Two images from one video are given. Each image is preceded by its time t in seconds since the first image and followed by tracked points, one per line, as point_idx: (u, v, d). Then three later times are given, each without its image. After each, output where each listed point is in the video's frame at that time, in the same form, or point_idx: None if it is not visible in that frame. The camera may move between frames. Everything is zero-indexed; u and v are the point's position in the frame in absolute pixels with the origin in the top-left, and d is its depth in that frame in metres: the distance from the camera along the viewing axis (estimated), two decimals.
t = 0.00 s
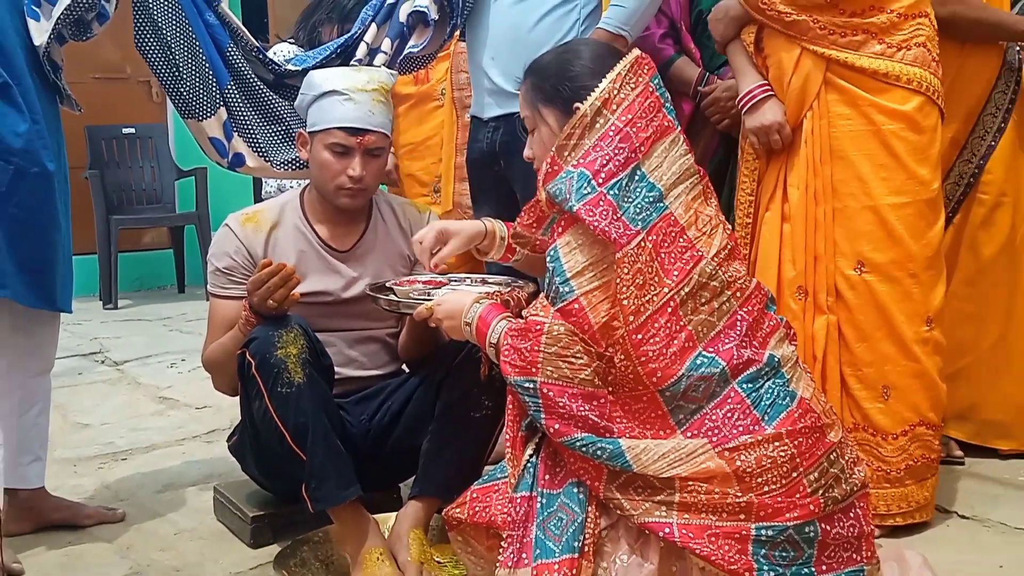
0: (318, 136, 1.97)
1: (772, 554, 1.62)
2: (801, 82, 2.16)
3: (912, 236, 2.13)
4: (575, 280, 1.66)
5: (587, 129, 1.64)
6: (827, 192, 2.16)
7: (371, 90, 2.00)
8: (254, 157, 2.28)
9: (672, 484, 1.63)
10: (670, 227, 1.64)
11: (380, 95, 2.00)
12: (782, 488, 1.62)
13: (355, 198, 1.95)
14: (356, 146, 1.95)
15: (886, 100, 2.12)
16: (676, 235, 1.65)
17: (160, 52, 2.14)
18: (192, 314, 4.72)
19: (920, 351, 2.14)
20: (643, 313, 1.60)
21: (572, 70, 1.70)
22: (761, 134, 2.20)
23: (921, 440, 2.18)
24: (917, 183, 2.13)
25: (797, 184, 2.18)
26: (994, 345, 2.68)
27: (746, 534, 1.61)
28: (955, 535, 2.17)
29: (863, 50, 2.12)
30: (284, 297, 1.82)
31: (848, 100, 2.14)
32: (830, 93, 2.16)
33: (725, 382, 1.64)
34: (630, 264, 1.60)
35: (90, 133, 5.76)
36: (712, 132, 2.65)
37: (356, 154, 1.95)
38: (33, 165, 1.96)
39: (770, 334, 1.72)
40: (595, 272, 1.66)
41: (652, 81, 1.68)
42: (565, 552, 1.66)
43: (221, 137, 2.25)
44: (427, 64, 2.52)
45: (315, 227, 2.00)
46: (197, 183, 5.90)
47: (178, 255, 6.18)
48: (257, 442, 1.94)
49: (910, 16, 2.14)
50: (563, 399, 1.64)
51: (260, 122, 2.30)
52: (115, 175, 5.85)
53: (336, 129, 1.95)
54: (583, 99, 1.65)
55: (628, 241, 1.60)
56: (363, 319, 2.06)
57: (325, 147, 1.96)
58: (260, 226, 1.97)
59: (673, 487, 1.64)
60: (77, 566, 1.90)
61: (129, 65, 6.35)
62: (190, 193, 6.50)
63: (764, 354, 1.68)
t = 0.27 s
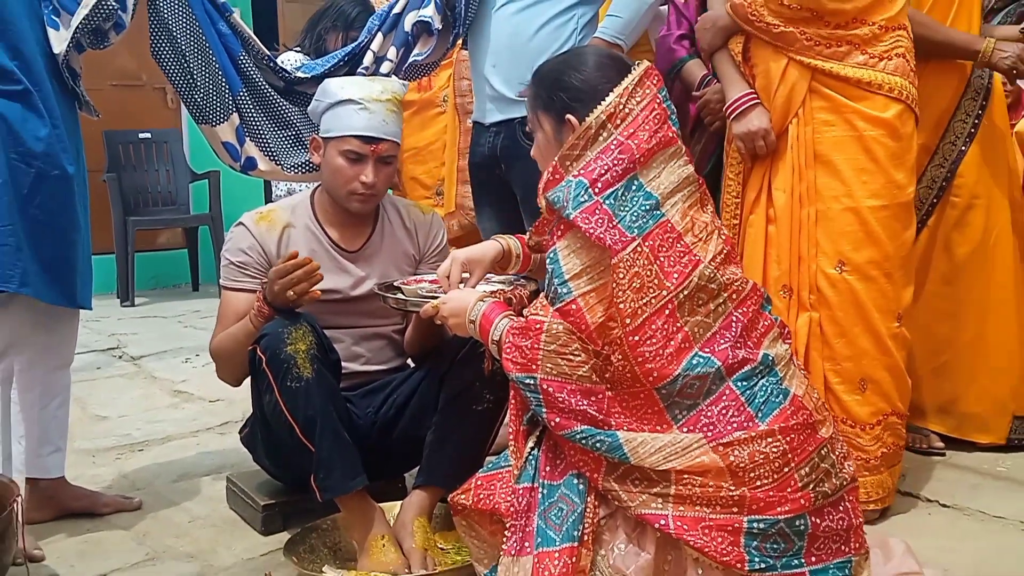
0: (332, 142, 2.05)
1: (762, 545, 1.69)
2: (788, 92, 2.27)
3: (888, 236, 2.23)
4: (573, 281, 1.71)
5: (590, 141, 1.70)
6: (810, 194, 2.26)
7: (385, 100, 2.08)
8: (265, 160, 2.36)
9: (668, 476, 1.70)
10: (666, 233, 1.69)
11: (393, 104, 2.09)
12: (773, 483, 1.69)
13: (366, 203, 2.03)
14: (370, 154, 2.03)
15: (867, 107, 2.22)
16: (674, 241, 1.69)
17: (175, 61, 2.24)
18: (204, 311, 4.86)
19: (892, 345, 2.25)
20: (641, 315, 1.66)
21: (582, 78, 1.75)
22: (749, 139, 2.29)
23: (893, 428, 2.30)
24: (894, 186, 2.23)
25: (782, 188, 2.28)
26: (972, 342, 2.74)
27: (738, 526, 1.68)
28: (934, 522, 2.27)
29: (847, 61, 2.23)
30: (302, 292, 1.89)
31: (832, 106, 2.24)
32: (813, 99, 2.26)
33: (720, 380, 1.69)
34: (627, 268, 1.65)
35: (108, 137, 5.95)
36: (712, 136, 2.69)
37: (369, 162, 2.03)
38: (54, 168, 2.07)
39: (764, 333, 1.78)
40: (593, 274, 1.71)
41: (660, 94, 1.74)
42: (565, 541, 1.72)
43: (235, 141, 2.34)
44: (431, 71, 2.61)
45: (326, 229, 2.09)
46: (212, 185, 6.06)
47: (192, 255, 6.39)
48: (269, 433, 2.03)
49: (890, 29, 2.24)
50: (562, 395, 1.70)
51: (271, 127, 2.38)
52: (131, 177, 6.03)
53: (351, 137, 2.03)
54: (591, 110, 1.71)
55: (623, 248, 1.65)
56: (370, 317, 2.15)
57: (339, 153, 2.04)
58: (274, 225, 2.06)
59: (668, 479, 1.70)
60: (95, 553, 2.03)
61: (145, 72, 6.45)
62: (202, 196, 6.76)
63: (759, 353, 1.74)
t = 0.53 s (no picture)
0: (340, 143, 2.10)
1: (750, 536, 1.75)
2: (771, 90, 2.32)
3: (868, 236, 2.29)
4: (569, 281, 1.76)
5: (593, 149, 1.74)
6: (790, 193, 2.32)
7: (392, 104, 2.14)
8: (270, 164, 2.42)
9: (659, 469, 1.75)
10: (661, 238, 1.75)
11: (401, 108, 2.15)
12: (761, 476, 1.74)
13: (372, 204, 2.10)
14: (377, 155, 2.09)
15: (843, 109, 2.29)
16: (669, 245, 1.75)
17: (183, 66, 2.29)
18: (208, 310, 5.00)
19: (873, 342, 2.32)
20: (636, 316, 1.71)
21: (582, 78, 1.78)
22: (730, 138, 2.35)
23: (873, 423, 2.37)
24: (874, 187, 2.29)
25: (764, 186, 2.34)
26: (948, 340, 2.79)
27: (727, 518, 1.73)
28: (914, 512, 2.36)
29: (826, 63, 2.29)
30: (326, 272, 1.92)
31: (810, 108, 2.30)
32: (795, 100, 2.32)
33: (712, 376, 1.74)
34: (622, 271, 1.70)
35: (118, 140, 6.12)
36: (707, 140, 2.75)
37: (376, 163, 2.09)
38: (62, 169, 2.14)
39: (755, 333, 1.83)
40: (588, 275, 1.75)
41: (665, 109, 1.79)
42: (559, 531, 1.76)
43: (240, 144, 2.38)
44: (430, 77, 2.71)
45: (331, 228, 2.17)
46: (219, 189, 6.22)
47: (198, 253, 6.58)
48: (272, 425, 2.09)
49: (871, 33, 2.31)
50: (558, 389, 1.76)
51: (276, 132, 2.43)
52: (140, 180, 6.19)
53: (360, 139, 2.08)
54: (597, 121, 1.74)
55: (617, 252, 1.70)
56: (373, 313, 2.23)
57: (347, 155, 2.09)
58: (282, 219, 2.14)
59: (660, 472, 1.75)
60: (104, 543, 2.13)
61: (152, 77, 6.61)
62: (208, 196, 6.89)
63: (749, 351, 1.79)
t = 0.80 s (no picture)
0: (353, 152, 2.25)
1: (729, 516, 1.86)
2: (753, 105, 2.50)
3: (843, 241, 2.43)
4: (560, 281, 1.89)
5: (584, 161, 1.88)
6: (770, 201, 2.49)
7: (401, 115, 2.30)
8: (285, 170, 2.62)
9: (644, 455, 1.88)
10: (647, 243, 1.88)
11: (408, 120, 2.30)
12: (738, 460, 1.86)
13: (383, 208, 2.27)
14: (386, 162, 2.24)
15: (820, 123, 2.44)
16: (654, 249, 1.88)
17: (204, 83, 2.47)
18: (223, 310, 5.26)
19: (847, 341, 2.47)
20: (622, 314, 1.84)
21: (574, 91, 1.92)
22: (716, 147, 2.51)
23: (845, 416, 2.52)
24: (850, 197, 2.43)
25: (747, 194, 2.51)
26: (915, 337, 2.95)
27: (707, 498, 1.85)
28: (882, 498, 2.54)
29: (806, 80, 2.45)
30: (360, 261, 2.08)
31: (791, 122, 2.47)
32: (777, 114, 2.49)
33: (691, 368, 1.87)
34: (610, 272, 1.84)
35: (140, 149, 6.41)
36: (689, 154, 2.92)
37: (386, 169, 2.25)
38: (91, 176, 2.30)
39: (735, 328, 1.96)
40: (578, 276, 1.90)
41: (651, 124, 1.93)
42: (551, 512, 1.90)
43: (256, 152, 2.59)
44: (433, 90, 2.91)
45: (343, 232, 2.35)
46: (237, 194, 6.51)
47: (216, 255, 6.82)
48: (286, 419, 2.28)
49: (849, 53, 2.46)
50: (550, 381, 1.89)
51: (290, 141, 2.63)
52: (162, 186, 6.47)
53: (371, 148, 2.23)
54: (587, 134, 1.88)
55: (605, 256, 1.83)
56: (381, 311, 2.40)
57: (359, 163, 2.24)
58: (299, 221, 2.32)
59: (645, 457, 1.88)
60: (131, 525, 2.33)
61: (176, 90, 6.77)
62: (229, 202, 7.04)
63: (728, 345, 1.92)
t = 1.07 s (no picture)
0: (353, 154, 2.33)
1: (721, 508, 1.89)
2: (751, 112, 2.58)
3: (837, 243, 2.54)
4: (559, 280, 1.94)
5: (583, 164, 1.93)
6: (766, 205, 2.57)
7: (393, 115, 2.36)
8: (291, 174, 2.70)
9: (639, 448, 1.91)
10: (643, 244, 1.92)
11: (400, 119, 2.36)
12: (730, 453, 1.89)
13: (368, 201, 2.34)
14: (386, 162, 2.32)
15: (819, 131, 2.54)
16: (649, 249, 1.93)
17: (213, 89, 2.59)
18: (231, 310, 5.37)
19: (840, 339, 2.57)
20: (619, 312, 1.88)
21: (570, 96, 1.97)
22: (715, 152, 2.60)
23: (838, 411, 2.61)
24: (845, 202, 2.55)
25: (744, 198, 2.59)
26: (905, 337, 3.03)
27: (700, 490, 1.88)
28: (869, 491, 2.62)
29: (805, 89, 2.55)
30: (374, 261, 2.18)
31: (789, 129, 2.56)
32: (775, 121, 2.58)
33: (685, 364, 1.91)
34: (607, 271, 1.88)
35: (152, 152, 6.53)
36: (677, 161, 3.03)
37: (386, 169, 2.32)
38: (103, 180, 2.38)
39: (727, 327, 2.00)
40: (576, 275, 1.94)
41: (649, 135, 1.99)
42: (550, 504, 1.94)
43: (264, 157, 2.67)
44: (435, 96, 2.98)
45: (350, 233, 2.45)
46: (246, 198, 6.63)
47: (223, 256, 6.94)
48: (295, 415, 2.36)
49: (846, 63, 2.57)
50: (548, 376, 1.94)
51: (296, 146, 2.72)
52: (173, 190, 6.60)
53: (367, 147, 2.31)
54: (586, 139, 1.93)
55: (603, 255, 1.88)
56: (385, 310, 2.49)
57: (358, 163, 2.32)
58: (308, 223, 2.42)
59: (639, 451, 1.91)
60: (142, 518, 2.42)
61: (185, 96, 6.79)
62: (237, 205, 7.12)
63: (720, 342, 1.97)
